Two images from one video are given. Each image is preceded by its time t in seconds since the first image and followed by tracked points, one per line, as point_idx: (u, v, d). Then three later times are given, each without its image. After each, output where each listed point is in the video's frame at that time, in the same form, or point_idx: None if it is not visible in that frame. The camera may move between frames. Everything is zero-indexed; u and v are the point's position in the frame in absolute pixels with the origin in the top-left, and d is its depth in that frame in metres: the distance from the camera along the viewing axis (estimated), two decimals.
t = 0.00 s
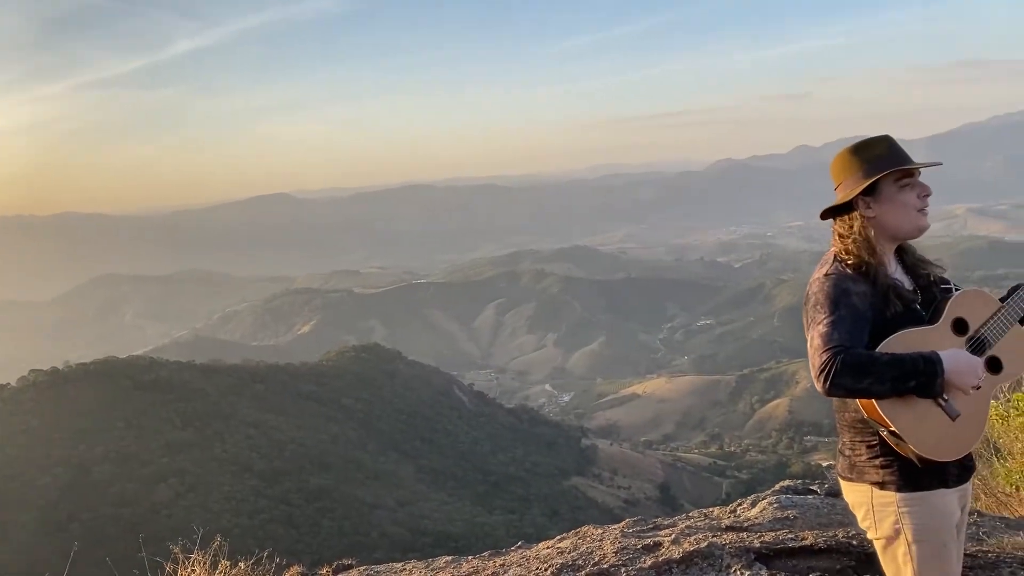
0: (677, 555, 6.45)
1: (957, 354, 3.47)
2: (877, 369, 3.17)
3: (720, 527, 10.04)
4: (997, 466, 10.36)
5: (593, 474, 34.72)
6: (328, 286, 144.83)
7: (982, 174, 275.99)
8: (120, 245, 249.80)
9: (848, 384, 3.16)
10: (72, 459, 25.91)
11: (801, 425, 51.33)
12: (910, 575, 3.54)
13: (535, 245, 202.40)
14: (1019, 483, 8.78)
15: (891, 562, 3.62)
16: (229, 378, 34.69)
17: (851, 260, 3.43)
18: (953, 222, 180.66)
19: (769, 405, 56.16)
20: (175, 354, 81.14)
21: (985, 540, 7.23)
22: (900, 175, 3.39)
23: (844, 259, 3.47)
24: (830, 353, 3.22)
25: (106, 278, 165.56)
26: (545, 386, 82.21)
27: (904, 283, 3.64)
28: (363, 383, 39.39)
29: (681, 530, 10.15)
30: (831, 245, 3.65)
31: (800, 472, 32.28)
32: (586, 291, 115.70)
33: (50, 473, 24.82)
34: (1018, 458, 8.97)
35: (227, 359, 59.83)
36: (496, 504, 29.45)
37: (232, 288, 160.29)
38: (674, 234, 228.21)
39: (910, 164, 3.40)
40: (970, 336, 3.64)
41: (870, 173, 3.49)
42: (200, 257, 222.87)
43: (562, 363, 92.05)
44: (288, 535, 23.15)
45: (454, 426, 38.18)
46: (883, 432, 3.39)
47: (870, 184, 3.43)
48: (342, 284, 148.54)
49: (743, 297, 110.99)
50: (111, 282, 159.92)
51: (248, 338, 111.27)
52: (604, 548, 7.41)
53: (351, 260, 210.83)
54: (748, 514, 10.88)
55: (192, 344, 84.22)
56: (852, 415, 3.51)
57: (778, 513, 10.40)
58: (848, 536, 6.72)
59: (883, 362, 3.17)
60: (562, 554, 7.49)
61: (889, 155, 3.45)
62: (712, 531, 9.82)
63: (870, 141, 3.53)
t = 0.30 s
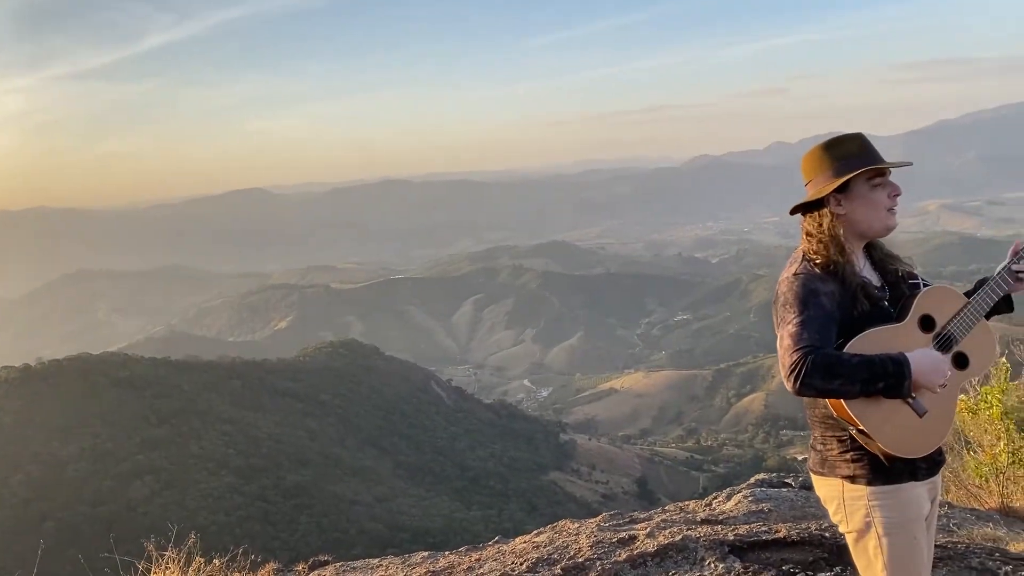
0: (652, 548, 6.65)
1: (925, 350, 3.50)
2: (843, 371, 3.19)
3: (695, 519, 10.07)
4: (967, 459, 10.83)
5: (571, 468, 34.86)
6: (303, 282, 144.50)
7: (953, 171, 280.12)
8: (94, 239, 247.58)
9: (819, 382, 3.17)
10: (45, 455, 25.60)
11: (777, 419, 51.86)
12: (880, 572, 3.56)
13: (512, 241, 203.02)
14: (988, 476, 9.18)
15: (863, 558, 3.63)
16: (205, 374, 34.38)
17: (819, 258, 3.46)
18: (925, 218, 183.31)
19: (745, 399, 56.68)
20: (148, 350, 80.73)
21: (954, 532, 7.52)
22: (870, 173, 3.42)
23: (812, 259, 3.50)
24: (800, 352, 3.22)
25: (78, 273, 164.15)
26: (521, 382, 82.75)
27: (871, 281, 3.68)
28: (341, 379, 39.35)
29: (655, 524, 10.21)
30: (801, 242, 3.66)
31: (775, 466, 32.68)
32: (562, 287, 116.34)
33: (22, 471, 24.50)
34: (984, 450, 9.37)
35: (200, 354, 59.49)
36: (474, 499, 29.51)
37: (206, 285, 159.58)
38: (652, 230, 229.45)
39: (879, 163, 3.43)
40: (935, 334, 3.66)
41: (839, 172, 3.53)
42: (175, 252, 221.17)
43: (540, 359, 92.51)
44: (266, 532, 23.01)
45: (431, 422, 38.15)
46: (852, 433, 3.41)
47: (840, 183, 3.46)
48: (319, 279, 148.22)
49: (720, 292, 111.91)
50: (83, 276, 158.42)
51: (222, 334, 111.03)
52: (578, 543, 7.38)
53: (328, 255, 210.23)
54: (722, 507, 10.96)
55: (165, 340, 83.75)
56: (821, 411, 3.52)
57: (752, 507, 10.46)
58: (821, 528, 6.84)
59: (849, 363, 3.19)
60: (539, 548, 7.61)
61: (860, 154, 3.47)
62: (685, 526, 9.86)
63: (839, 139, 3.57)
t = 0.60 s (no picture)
0: (627, 542, 6.64)
1: (889, 344, 3.53)
2: (810, 367, 3.20)
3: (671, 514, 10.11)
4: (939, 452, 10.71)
5: (550, 463, 34.97)
6: (282, 277, 143.68)
7: (928, 167, 283.31)
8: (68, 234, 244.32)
9: (787, 377, 3.19)
10: (18, 453, 25.29)
11: (753, 414, 52.29)
12: (847, 563, 3.59)
13: (493, 236, 202.96)
14: (960, 469, 9.03)
15: (831, 547, 3.66)
16: (182, 371, 34.06)
17: (786, 254, 3.47)
18: (900, 214, 185.82)
19: (722, 394, 57.08)
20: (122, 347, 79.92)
21: (925, 524, 7.50)
22: (841, 171, 3.42)
23: (778, 256, 3.51)
24: (767, 349, 3.24)
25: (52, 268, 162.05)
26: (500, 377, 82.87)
27: (838, 275, 3.70)
28: (319, 375, 39.17)
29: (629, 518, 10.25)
30: (769, 237, 3.66)
31: (752, 460, 32.96)
32: (542, 283, 116.51)
33: None
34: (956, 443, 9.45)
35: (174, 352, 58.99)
36: (452, 494, 29.56)
37: (183, 280, 158.27)
38: (630, 226, 230.93)
39: (849, 159, 3.42)
40: (901, 327, 3.69)
41: (806, 170, 3.54)
42: (150, 247, 218.96)
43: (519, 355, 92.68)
44: (243, 530, 22.91)
45: (410, 418, 38.10)
46: (819, 425, 3.43)
47: (808, 180, 3.47)
48: (297, 275, 147.37)
49: (699, 288, 112.61)
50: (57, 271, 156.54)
51: (199, 330, 110.25)
52: (554, 537, 7.36)
53: (307, 251, 209.18)
54: (698, 501, 10.98)
55: (140, 336, 82.98)
56: (790, 404, 3.54)
57: (728, 500, 10.50)
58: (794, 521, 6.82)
59: (816, 360, 3.21)
60: (514, 543, 7.62)
61: (829, 151, 3.48)
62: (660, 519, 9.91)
63: (809, 136, 3.57)
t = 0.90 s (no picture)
0: (600, 536, 6.35)
1: (857, 341, 3.48)
2: (778, 368, 3.14)
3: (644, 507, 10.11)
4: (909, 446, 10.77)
5: (529, 459, 35.01)
6: (260, 274, 143.07)
7: (904, 164, 286.60)
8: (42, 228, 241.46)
9: (755, 380, 3.12)
10: None
11: (730, 408, 52.67)
12: (821, 558, 3.53)
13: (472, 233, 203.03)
14: (931, 462, 9.01)
15: (804, 545, 3.60)
16: (157, 368, 33.75)
17: (753, 256, 3.41)
18: (876, 210, 187.82)
19: (699, 388, 57.46)
20: (95, 344, 79.26)
21: (895, 516, 7.35)
22: (802, 170, 3.40)
23: (745, 256, 3.44)
24: (735, 352, 3.17)
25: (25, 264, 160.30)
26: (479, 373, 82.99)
27: (801, 273, 3.65)
28: (297, 371, 39.00)
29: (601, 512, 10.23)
30: (736, 237, 3.61)
31: (728, 454, 33.27)
32: (522, 278, 116.75)
33: None
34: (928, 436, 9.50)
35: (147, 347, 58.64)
36: (431, 491, 29.51)
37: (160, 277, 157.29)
38: (609, 223, 231.82)
39: (809, 160, 3.41)
40: (867, 322, 3.64)
41: (767, 169, 3.51)
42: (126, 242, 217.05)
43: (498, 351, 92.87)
44: (219, 527, 22.74)
45: (388, 414, 38.04)
46: (789, 424, 3.38)
47: (770, 179, 3.43)
48: (274, 271, 146.81)
49: (678, 283, 113.26)
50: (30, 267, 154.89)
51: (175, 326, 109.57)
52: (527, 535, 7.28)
53: (285, 247, 208.41)
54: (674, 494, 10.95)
55: (114, 333, 82.35)
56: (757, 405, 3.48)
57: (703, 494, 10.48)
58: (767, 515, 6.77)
59: (783, 362, 3.15)
60: (488, 537, 7.35)
61: (791, 151, 3.44)
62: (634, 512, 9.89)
63: (768, 135, 3.54)
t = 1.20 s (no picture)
0: (575, 529, 6.19)
1: (822, 334, 3.48)
2: (744, 366, 3.14)
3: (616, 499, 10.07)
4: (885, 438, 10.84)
5: (508, 455, 35.13)
6: (238, 269, 142.41)
7: (880, 163, 289.93)
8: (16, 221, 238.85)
9: (721, 378, 3.13)
10: None
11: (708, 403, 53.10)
12: (792, 551, 3.57)
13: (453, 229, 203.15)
14: (904, 456, 9.10)
15: (778, 537, 3.61)
16: (133, 364, 33.47)
17: (716, 255, 3.43)
18: (852, 207, 189.80)
19: (677, 383, 57.84)
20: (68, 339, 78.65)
21: (868, 510, 7.32)
22: (762, 168, 3.41)
23: (708, 256, 3.47)
24: (700, 351, 3.19)
25: None
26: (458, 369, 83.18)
27: (762, 269, 3.67)
28: (274, 367, 38.89)
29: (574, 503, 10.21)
30: (696, 236, 3.64)
31: (706, 449, 33.51)
32: (502, 274, 117.01)
33: None
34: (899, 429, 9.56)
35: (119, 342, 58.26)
36: (410, 487, 29.52)
37: (135, 273, 156.53)
38: (589, 218, 232.44)
39: (765, 160, 3.43)
40: (831, 314, 3.64)
41: (725, 169, 3.53)
42: (102, 237, 215.30)
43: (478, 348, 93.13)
44: (197, 524, 22.58)
45: (366, 410, 38.02)
46: (759, 418, 3.43)
47: (727, 180, 3.45)
48: (253, 266, 146.11)
49: (658, 280, 113.90)
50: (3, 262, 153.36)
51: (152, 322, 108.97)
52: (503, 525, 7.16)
53: (263, 242, 207.75)
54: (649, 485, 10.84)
55: (88, 329, 81.72)
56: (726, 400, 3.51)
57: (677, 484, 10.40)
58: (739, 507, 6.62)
59: (750, 357, 3.15)
60: (461, 532, 7.16)
61: (748, 150, 3.47)
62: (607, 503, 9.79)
63: (728, 136, 3.55)
